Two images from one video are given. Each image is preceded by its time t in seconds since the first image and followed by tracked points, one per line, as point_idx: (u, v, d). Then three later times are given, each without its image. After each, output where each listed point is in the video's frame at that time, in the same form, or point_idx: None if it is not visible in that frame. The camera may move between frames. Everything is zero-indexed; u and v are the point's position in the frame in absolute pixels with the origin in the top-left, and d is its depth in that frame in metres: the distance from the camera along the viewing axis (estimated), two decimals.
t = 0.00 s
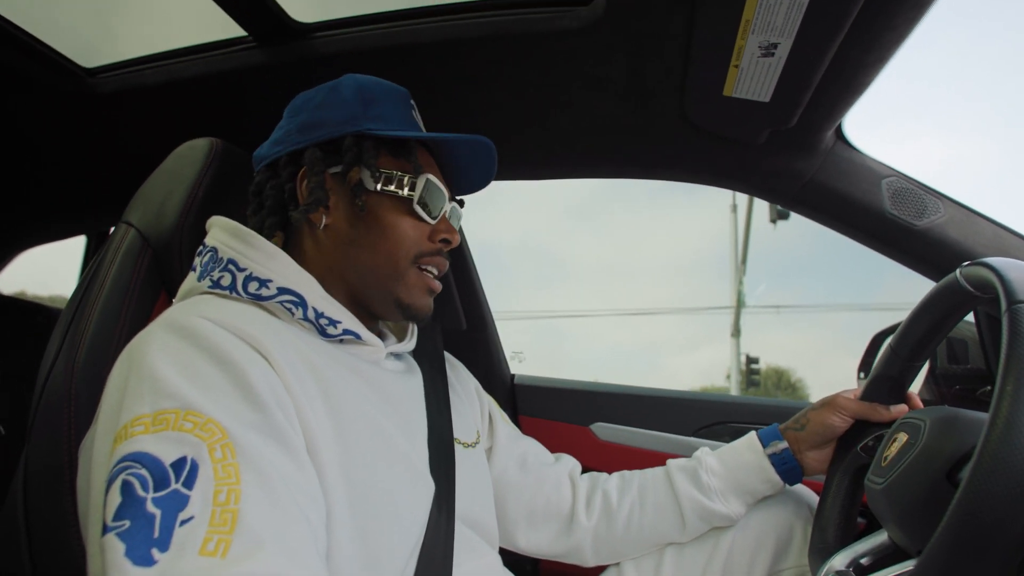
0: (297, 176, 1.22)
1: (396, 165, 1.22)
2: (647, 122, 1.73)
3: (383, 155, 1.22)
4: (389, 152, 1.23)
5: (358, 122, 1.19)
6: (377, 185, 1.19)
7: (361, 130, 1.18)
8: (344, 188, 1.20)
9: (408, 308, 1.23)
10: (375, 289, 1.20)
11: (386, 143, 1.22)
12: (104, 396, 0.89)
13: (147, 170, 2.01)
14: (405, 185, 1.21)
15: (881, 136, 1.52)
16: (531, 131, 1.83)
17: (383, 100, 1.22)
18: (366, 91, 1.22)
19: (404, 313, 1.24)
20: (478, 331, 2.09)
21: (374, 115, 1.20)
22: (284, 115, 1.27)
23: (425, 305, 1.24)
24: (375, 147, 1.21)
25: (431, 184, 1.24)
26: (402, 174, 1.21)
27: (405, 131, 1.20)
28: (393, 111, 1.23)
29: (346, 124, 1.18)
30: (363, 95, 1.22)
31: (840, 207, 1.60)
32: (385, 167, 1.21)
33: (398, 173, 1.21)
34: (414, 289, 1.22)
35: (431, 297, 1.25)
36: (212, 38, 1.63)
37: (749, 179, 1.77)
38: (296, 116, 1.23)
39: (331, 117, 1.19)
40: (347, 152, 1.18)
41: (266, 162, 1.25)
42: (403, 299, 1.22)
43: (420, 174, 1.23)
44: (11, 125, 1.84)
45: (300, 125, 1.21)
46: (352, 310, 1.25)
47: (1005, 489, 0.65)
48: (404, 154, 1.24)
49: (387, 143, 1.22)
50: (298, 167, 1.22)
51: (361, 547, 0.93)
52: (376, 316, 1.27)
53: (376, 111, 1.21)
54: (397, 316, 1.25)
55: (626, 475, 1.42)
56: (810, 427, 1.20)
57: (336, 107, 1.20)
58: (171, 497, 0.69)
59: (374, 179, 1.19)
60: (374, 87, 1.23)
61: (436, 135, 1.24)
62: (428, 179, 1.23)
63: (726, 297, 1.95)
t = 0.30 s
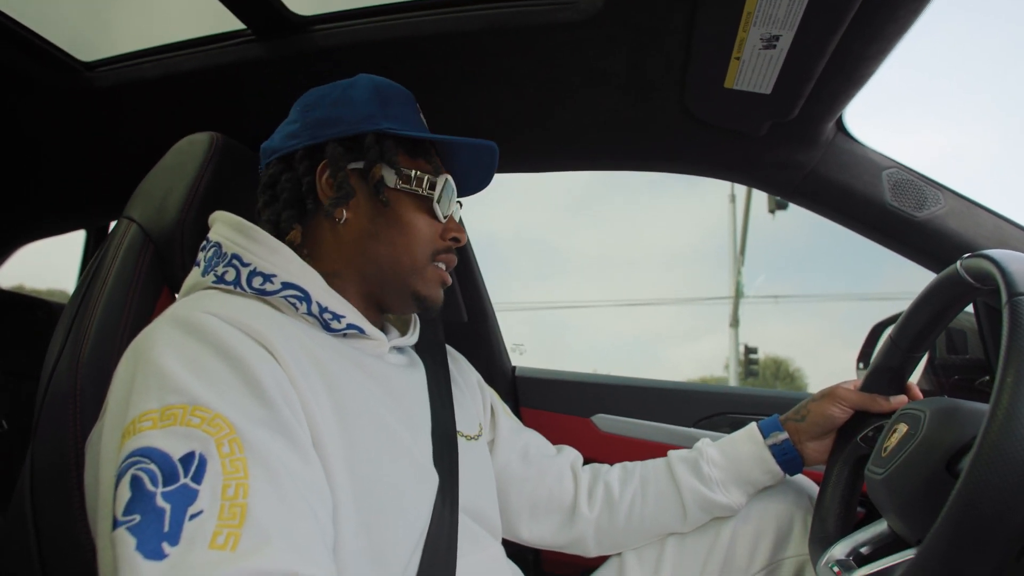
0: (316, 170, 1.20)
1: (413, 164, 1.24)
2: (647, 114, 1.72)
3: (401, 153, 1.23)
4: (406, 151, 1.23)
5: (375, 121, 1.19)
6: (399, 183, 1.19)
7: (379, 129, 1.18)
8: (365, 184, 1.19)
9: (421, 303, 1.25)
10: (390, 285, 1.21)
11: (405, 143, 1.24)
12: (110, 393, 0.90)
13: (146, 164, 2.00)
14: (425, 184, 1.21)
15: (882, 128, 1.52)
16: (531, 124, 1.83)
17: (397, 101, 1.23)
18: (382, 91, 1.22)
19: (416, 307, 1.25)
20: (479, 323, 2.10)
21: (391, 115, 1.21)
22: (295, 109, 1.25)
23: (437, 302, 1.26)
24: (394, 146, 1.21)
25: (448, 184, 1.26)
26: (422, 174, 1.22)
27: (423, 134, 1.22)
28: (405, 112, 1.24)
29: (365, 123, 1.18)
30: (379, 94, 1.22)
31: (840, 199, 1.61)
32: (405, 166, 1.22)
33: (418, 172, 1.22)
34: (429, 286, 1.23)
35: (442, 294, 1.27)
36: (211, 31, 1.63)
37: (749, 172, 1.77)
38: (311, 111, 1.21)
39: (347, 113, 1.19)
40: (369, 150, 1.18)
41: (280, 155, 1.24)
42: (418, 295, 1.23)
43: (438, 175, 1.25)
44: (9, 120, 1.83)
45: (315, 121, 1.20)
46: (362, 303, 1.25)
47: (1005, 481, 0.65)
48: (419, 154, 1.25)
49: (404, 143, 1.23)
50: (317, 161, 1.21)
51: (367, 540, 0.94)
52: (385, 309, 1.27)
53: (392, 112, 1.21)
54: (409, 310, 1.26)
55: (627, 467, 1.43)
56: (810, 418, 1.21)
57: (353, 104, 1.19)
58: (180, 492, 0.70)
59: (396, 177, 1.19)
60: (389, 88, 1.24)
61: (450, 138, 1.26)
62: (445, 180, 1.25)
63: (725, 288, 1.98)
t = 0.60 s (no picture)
0: (319, 158, 1.21)
1: (415, 151, 1.24)
2: (652, 105, 1.72)
3: (403, 141, 1.23)
4: (408, 138, 1.24)
5: (379, 110, 1.19)
6: (401, 169, 1.20)
7: (382, 117, 1.19)
8: (368, 171, 1.20)
9: (425, 288, 1.26)
10: (394, 271, 1.22)
11: (406, 132, 1.24)
12: (118, 377, 0.91)
13: (152, 153, 2.01)
14: (427, 171, 1.22)
15: (886, 121, 1.52)
16: (536, 115, 1.83)
17: (399, 90, 1.24)
18: (384, 80, 1.23)
19: (420, 292, 1.26)
20: (482, 314, 2.10)
21: (393, 104, 1.22)
22: (297, 99, 1.26)
23: (442, 288, 1.26)
24: (396, 133, 1.22)
25: (450, 170, 1.27)
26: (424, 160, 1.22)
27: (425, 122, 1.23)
28: (407, 101, 1.24)
29: (367, 111, 1.19)
30: (381, 83, 1.22)
31: (844, 192, 1.61)
32: (406, 153, 1.22)
33: (420, 159, 1.22)
34: (433, 272, 1.24)
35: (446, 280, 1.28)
36: (217, 20, 1.63)
37: (753, 164, 1.77)
38: (314, 100, 1.21)
39: (350, 103, 1.19)
40: (371, 138, 1.18)
41: (282, 145, 1.24)
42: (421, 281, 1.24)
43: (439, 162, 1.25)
44: (15, 108, 1.84)
45: (319, 110, 1.20)
46: (366, 289, 1.26)
47: (1005, 467, 0.66)
48: (420, 142, 1.26)
49: (405, 131, 1.24)
50: (319, 150, 1.21)
51: (371, 523, 0.95)
52: (389, 295, 1.28)
53: (394, 101, 1.22)
54: (414, 295, 1.27)
55: (629, 457, 1.44)
56: (811, 409, 1.21)
57: (356, 92, 1.19)
58: (189, 472, 0.71)
59: (398, 164, 1.19)
60: (390, 77, 1.25)
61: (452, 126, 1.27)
62: (447, 166, 1.26)
63: (726, 284, 2.00)
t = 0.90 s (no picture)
0: (298, 165, 1.23)
1: (395, 150, 1.24)
2: (643, 111, 1.74)
3: (382, 141, 1.24)
4: (387, 138, 1.24)
5: (357, 111, 1.20)
6: (378, 170, 1.20)
7: (359, 118, 1.20)
8: (346, 174, 1.21)
9: (412, 289, 1.25)
10: (377, 273, 1.22)
11: (385, 132, 1.24)
12: (109, 381, 0.91)
13: (145, 159, 2.01)
14: (406, 169, 1.22)
15: (875, 127, 1.54)
16: (529, 121, 1.84)
17: (378, 90, 1.24)
18: (362, 81, 1.23)
19: (406, 294, 1.26)
20: (475, 319, 2.11)
21: (371, 104, 1.22)
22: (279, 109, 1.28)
23: (427, 289, 1.26)
24: (374, 134, 1.23)
25: (431, 167, 1.26)
26: (403, 159, 1.23)
27: (404, 119, 1.22)
28: (388, 99, 1.24)
29: (346, 113, 1.20)
30: (360, 85, 1.23)
31: (834, 197, 1.63)
32: (385, 153, 1.23)
33: (398, 158, 1.23)
34: (416, 272, 1.24)
35: (433, 280, 1.27)
36: (211, 27, 1.64)
37: (745, 169, 1.79)
38: (294, 107, 1.23)
39: (329, 106, 1.20)
40: (347, 141, 1.20)
41: (264, 154, 1.26)
42: (406, 282, 1.24)
43: (419, 159, 1.25)
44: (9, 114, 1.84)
45: (299, 115, 1.22)
46: (354, 295, 1.27)
47: (990, 466, 0.67)
48: (401, 141, 1.26)
49: (384, 131, 1.24)
50: (298, 157, 1.23)
51: (362, 527, 0.95)
52: (378, 301, 1.29)
53: (373, 101, 1.22)
54: (400, 299, 1.28)
55: (621, 461, 1.44)
56: (802, 412, 1.21)
57: (334, 96, 1.21)
58: (180, 474, 0.71)
59: (376, 165, 1.20)
60: (369, 78, 1.25)
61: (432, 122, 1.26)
62: (427, 162, 1.25)
63: (720, 290, 1.96)
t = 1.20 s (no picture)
0: (278, 168, 1.23)
1: (376, 152, 1.24)
2: (629, 117, 1.75)
3: (362, 143, 1.23)
4: (368, 139, 1.24)
5: (335, 112, 1.20)
6: (358, 171, 1.20)
7: (338, 120, 1.19)
8: (326, 176, 1.20)
9: (395, 290, 1.25)
10: (359, 275, 1.22)
11: (364, 133, 1.24)
12: (87, 384, 0.89)
13: (126, 160, 1.99)
14: (387, 170, 1.22)
15: (856, 135, 1.57)
16: (514, 126, 1.85)
17: (358, 90, 1.24)
18: (341, 82, 1.23)
19: (393, 293, 1.26)
20: (460, 323, 2.10)
21: (350, 104, 1.21)
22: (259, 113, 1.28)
23: (415, 284, 1.26)
24: (354, 135, 1.22)
25: (412, 167, 1.25)
26: (383, 160, 1.22)
27: (383, 120, 1.22)
28: (368, 100, 1.24)
29: (324, 114, 1.19)
30: (338, 85, 1.22)
31: (815, 204, 1.64)
32: (365, 154, 1.22)
33: (378, 159, 1.22)
34: (400, 273, 1.23)
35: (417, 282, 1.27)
36: (195, 28, 1.62)
37: (728, 176, 1.80)
38: (274, 109, 1.23)
39: (308, 108, 1.20)
40: (327, 143, 1.19)
41: (245, 157, 1.25)
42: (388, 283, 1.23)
43: (400, 159, 1.24)
44: None
45: (279, 118, 1.22)
46: (337, 297, 1.27)
47: (964, 468, 0.68)
48: (382, 142, 1.25)
49: (365, 132, 1.24)
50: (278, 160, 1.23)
51: (344, 532, 0.95)
52: (362, 301, 1.29)
53: (352, 101, 1.22)
54: (388, 297, 1.27)
55: (605, 465, 1.44)
56: (784, 416, 1.22)
57: (313, 97, 1.21)
58: (158, 479, 0.70)
59: (356, 167, 1.20)
60: (347, 78, 1.24)
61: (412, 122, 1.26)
62: (407, 163, 1.24)
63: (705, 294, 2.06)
